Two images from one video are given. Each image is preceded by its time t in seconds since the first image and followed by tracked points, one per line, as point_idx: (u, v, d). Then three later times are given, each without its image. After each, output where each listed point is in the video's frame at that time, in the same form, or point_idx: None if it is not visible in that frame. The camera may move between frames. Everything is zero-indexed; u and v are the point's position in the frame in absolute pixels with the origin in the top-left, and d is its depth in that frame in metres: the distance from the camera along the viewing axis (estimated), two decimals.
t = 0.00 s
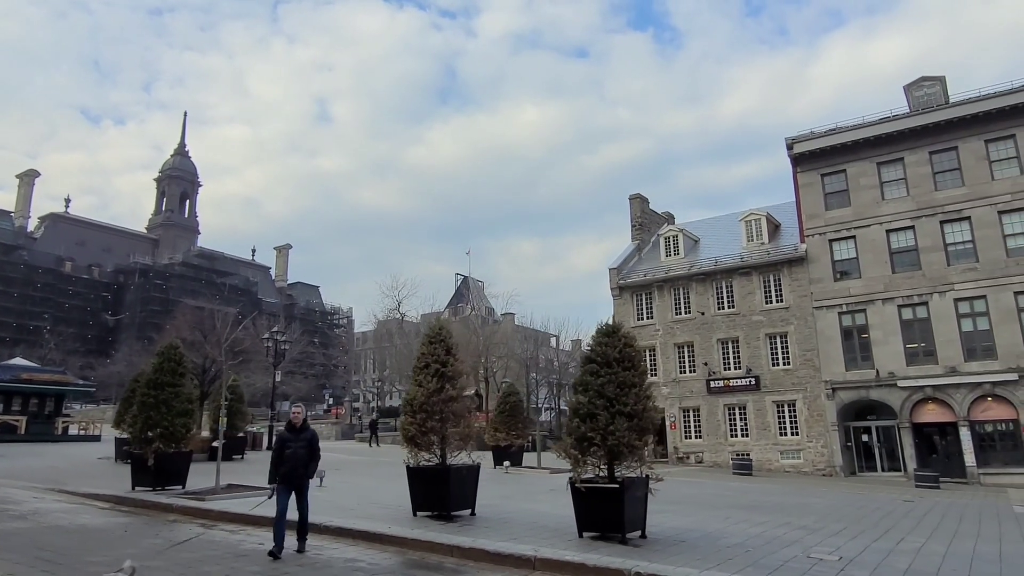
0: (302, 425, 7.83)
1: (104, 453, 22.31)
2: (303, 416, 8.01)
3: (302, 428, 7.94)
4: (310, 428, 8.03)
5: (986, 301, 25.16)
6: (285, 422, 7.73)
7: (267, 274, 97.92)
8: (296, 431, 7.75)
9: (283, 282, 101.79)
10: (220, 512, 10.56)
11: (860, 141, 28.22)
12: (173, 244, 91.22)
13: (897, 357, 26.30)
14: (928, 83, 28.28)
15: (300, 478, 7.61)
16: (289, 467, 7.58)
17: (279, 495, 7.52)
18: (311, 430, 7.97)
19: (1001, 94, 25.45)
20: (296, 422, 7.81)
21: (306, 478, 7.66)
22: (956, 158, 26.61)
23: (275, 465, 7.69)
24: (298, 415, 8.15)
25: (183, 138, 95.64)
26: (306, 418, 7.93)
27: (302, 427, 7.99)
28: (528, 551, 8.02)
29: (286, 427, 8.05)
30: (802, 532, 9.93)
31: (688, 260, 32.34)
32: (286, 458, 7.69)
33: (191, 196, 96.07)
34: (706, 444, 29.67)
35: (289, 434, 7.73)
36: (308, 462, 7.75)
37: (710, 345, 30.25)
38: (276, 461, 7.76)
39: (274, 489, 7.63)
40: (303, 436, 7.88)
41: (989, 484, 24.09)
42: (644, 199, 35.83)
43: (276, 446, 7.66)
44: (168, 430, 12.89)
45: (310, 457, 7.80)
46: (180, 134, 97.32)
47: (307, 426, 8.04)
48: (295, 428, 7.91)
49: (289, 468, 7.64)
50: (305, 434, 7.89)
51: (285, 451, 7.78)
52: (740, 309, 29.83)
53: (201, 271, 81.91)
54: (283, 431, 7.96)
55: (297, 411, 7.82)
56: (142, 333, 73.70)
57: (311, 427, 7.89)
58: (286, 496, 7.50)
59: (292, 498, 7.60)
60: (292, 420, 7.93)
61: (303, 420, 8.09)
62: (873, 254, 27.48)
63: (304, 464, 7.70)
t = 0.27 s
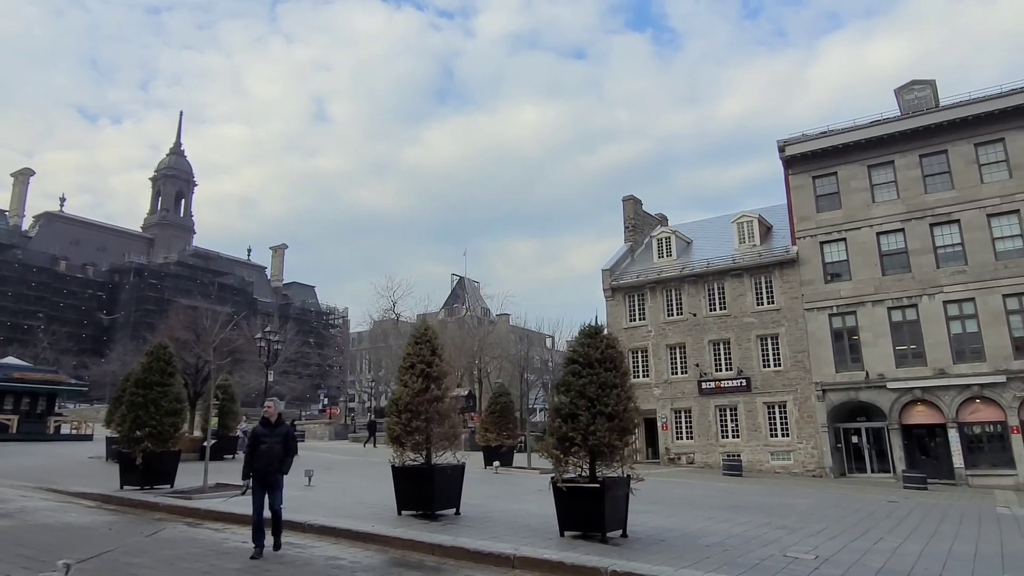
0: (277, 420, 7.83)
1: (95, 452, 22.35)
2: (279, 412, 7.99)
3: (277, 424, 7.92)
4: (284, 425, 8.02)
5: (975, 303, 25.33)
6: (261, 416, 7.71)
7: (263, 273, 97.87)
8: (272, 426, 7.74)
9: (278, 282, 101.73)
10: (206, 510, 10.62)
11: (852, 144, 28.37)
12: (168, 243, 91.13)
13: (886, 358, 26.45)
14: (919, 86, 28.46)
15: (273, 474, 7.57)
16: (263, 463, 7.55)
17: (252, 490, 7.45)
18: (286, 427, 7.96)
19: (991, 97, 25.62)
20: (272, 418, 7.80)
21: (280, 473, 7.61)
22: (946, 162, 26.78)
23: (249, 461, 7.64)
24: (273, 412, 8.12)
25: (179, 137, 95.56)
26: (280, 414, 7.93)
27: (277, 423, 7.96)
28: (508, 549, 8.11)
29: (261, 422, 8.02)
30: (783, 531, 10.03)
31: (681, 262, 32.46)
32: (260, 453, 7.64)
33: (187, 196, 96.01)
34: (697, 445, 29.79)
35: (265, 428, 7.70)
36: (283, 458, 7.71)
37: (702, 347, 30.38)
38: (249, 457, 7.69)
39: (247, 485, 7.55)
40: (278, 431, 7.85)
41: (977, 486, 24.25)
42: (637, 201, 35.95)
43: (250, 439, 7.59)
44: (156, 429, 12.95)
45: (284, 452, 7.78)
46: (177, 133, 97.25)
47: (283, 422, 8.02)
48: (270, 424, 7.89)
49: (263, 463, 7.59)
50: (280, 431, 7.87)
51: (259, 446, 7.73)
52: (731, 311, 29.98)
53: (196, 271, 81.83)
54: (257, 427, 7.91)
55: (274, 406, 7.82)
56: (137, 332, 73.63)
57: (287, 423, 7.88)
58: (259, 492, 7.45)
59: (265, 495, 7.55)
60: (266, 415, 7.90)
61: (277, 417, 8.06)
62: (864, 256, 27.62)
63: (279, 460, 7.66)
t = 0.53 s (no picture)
0: (249, 422, 7.62)
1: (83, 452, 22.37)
2: (253, 414, 7.78)
3: (252, 427, 7.69)
4: (261, 428, 7.77)
5: (961, 307, 25.55)
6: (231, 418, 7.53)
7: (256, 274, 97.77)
8: (243, 428, 7.54)
9: (272, 282, 101.65)
10: (189, 511, 10.70)
11: (840, 148, 28.57)
12: (162, 243, 90.97)
13: (873, 362, 26.65)
14: (907, 92, 28.69)
15: (244, 478, 7.28)
16: (233, 466, 7.29)
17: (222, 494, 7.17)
18: (261, 429, 7.69)
19: (978, 103, 25.85)
20: (243, 419, 7.60)
21: (251, 476, 7.32)
22: (933, 167, 27.01)
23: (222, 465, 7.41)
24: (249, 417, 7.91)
25: (173, 137, 95.42)
26: (254, 416, 7.71)
27: (252, 425, 7.74)
28: (486, 550, 8.21)
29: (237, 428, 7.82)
30: (762, 533, 10.14)
31: (671, 265, 32.62)
32: (232, 456, 7.40)
33: (180, 195, 95.86)
34: (686, 447, 29.93)
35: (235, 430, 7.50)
36: (256, 460, 7.41)
37: (691, 349, 30.53)
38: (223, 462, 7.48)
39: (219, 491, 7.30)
40: (251, 435, 7.62)
41: (962, 489, 24.45)
42: (628, 204, 36.14)
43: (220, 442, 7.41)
44: (142, 429, 13.01)
45: (258, 455, 7.49)
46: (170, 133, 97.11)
47: (259, 423, 7.79)
48: (244, 428, 7.68)
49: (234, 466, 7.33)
50: (254, 433, 7.63)
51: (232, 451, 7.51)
52: (720, 314, 30.15)
53: (189, 271, 81.69)
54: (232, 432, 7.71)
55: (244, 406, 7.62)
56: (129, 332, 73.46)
57: (260, 425, 7.65)
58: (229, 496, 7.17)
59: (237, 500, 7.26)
60: (240, 419, 7.72)
61: (253, 421, 7.83)
62: (852, 260, 27.82)
63: (251, 462, 7.38)
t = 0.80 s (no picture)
0: (228, 420, 7.63)
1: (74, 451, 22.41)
2: (234, 412, 7.80)
3: (232, 424, 7.70)
4: (242, 425, 7.79)
5: (947, 310, 25.80)
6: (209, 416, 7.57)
7: (250, 273, 97.68)
8: (222, 426, 7.57)
9: (266, 282, 101.56)
10: (177, 509, 10.82)
11: (829, 152, 28.81)
12: (155, 242, 90.85)
13: (860, 363, 26.88)
14: (895, 96, 28.95)
15: (222, 476, 7.33)
16: (212, 464, 7.34)
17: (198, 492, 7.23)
18: (240, 426, 7.70)
19: (965, 108, 26.11)
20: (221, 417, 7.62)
21: (229, 475, 7.35)
22: (921, 171, 27.27)
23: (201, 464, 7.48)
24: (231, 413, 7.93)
25: (167, 136, 95.31)
26: (233, 413, 7.72)
27: (232, 423, 7.77)
28: (466, 547, 8.37)
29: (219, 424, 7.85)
30: (741, 532, 10.29)
31: (662, 266, 32.81)
32: (210, 455, 7.45)
33: (174, 195, 95.74)
34: (676, 448, 30.12)
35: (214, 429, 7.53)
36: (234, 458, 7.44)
37: (681, 350, 30.73)
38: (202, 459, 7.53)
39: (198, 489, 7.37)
40: (231, 432, 7.64)
41: (947, 490, 24.69)
42: (620, 206, 36.33)
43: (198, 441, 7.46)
44: (131, 428, 13.12)
45: (237, 453, 7.52)
46: (165, 132, 96.99)
47: (241, 421, 7.81)
48: (225, 426, 7.70)
49: (211, 465, 7.38)
50: (233, 430, 7.64)
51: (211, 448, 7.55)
52: (710, 315, 30.36)
53: (182, 270, 81.59)
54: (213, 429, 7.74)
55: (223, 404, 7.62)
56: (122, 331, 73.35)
57: (240, 423, 7.66)
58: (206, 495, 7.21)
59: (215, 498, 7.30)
60: (221, 416, 7.74)
61: (234, 418, 7.85)
62: (840, 263, 28.05)
63: (229, 460, 7.41)
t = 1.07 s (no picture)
0: (209, 419, 7.66)
1: (64, 450, 22.43)
2: (212, 411, 7.83)
3: (211, 423, 7.74)
4: (221, 424, 7.83)
5: (934, 312, 26.02)
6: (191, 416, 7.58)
7: (244, 272, 97.57)
8: (204, 426, 7.59)
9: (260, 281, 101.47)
10: (163, 507, 10.91)
11: (819, 155, 29.01)
12: (149, 241, 90.67)
13: (849, 365, 27.09)
14: (885, 100, 29.17)
15: (204, 476, 7.39)
16: (193, 464, 7.38)
17: (179, 492, 7.26)
18: (220, 425, 7.76)
19: (953, 113, 26.34)
20: (202, 416, 7.63)
21: (210, 475, 7.42)
22: (909, 175, 27.50)
23: (179, 463, 7.46)
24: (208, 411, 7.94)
25: (161, 134, 95.14)
26: (214, 412, 7.76)
27: (211, 421, 7.80)
28: (447, 545, 8.49)
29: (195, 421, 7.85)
30: (721, 531, 10.44)
31: (653, 268, 32.97)
32: (190, 454, 7.47)
33: (168, 193, 95.58)
34: (665, 448, 30.28)
35: (195, 429, 7.55)
36: (214, 458, 7.51)
37: (672, 352, 30.90)
38: (179, 458, 7.52)
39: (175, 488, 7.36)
40: (211, 431, 7.67)
41: (933, 491, 24.91)
42: (612, 207, 36.49)
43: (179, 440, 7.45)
44: (119, 427, 13.19)
45: (217, 453, 7.58)
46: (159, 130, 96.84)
47: (219, 420, 7.85)
48: (203, 425, 7.71)
49: (192, 465, 7.41)
50: (212, 430, 7.68)
51: (190, 448, 7.56)
52: (701, 317, 30.53)
53: (176, 269, 81.45)
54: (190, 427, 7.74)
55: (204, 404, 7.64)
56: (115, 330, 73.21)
57: (220, 423, 7.71)
58: (188, 495, 7.25)
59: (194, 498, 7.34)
60: (200, 414, 7.74)
61: (212, 416, 7.88)
62: (829, 265, 28.25)
63: (210, 460, 7.47)
